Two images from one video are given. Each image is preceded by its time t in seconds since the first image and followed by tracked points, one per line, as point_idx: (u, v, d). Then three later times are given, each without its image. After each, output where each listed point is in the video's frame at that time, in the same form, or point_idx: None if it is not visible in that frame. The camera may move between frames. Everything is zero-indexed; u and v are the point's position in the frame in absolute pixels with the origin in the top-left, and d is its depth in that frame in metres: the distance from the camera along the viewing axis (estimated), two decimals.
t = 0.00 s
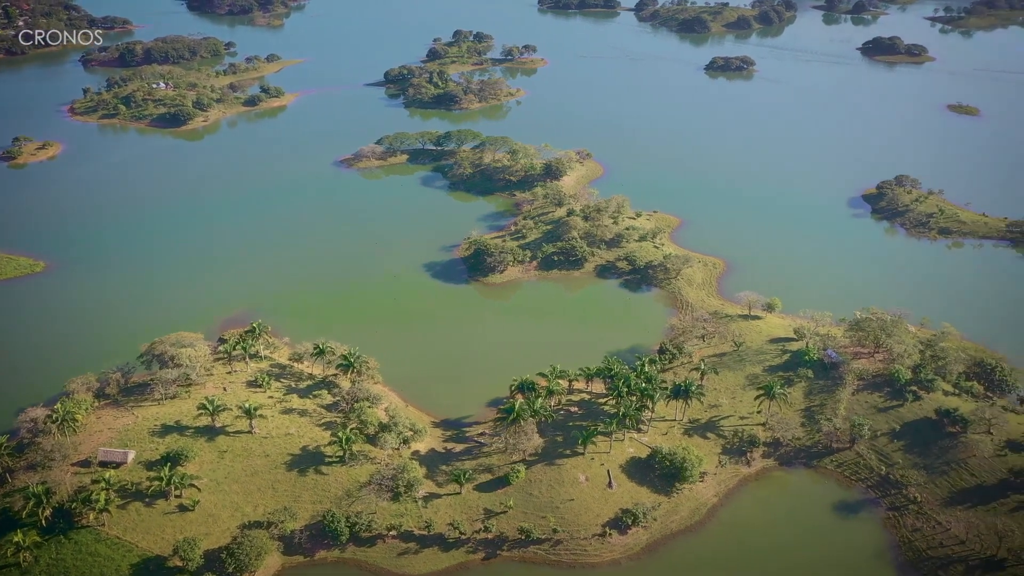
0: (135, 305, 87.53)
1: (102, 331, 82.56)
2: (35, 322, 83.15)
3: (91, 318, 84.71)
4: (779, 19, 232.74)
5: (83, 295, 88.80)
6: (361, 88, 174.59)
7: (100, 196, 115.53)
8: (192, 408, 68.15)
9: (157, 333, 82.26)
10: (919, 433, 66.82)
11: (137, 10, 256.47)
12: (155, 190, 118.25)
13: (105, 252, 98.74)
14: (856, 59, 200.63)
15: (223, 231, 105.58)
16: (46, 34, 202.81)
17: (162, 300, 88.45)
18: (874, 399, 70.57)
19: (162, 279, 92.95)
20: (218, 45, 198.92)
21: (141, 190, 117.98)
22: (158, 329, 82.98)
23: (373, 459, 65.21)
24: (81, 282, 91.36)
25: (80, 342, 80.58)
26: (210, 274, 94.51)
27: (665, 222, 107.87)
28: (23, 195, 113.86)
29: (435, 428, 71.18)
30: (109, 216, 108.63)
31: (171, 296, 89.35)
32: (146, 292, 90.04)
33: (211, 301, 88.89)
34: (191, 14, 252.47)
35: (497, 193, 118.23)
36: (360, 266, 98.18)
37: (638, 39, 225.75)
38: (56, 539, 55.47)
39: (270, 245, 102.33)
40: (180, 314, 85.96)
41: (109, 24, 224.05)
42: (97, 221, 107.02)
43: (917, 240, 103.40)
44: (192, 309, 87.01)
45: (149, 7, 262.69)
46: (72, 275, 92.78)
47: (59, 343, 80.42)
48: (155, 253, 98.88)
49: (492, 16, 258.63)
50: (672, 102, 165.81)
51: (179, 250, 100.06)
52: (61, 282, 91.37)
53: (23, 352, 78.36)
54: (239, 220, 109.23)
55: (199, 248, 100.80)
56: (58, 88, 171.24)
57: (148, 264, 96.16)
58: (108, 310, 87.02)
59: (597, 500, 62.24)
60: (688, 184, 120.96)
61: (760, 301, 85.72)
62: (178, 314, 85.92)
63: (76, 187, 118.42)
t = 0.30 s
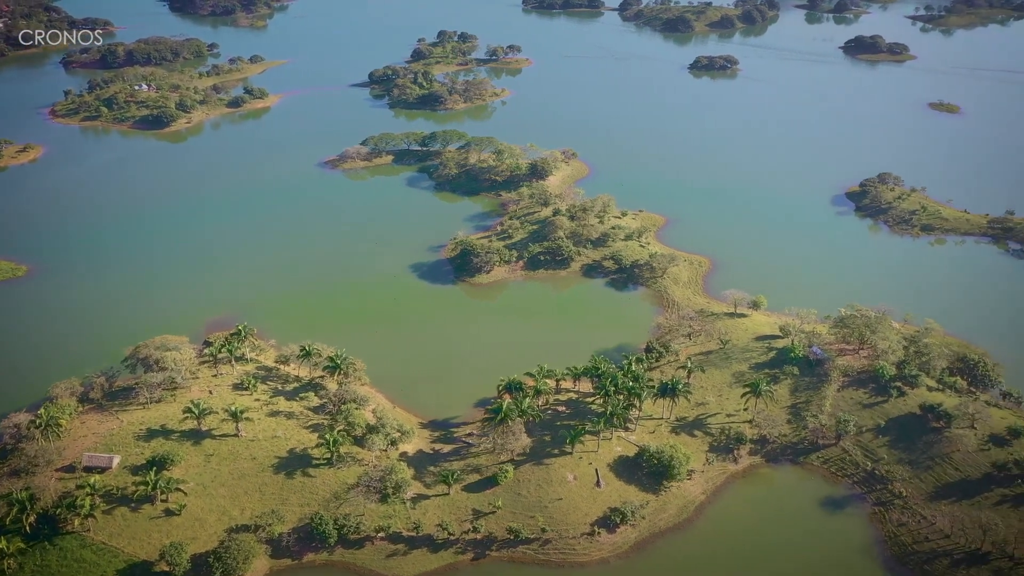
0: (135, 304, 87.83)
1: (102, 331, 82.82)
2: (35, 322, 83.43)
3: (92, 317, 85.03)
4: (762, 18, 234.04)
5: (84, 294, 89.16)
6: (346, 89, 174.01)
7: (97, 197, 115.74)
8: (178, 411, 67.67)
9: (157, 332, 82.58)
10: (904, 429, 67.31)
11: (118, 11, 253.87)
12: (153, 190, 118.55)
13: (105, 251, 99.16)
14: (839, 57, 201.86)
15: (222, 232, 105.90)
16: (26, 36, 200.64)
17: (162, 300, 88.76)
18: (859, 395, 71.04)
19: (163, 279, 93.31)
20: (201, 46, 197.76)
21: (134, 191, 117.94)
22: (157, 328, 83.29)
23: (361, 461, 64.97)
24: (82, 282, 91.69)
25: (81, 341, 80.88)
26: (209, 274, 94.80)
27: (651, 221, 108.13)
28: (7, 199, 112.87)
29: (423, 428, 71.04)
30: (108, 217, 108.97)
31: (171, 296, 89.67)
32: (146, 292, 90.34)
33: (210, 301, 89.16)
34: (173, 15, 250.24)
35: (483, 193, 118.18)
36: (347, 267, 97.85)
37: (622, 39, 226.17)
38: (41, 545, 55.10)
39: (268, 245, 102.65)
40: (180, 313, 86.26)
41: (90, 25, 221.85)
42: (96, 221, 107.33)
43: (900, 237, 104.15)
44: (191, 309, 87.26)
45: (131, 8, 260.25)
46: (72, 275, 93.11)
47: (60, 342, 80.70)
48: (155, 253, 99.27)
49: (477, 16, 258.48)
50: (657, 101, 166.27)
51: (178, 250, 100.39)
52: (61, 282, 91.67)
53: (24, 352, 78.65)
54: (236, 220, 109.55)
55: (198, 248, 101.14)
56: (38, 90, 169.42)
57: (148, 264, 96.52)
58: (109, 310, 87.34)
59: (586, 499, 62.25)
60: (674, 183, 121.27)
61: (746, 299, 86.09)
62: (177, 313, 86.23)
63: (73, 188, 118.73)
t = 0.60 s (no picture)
0: (135, 304, 87.91)
1: (103, 330, 82.88)
2: (34, 321, 83.39)
3: (92, 317, 85.07)
4: (745, 17, 235.33)
5: (84, 294, 89.21)
6: (330, 90, 173.37)
7: (94, 197, 115.80)
8: (164, 415, 67.16)
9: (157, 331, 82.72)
10: (888, 424, 67.81)
11: (98, 12, 251.43)
12: (151, 190, 118.74)
13: (106, 251, 99.32)
14: (821, 56, 203.10)
15: (222, 231, 105.99)
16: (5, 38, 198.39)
17: (162, 300, 88.85)
18: (844, 391, 71.53)
19: (164, 278, 93.50)
20: (183, 47, 196.58)
21: (129, 191, 117.87)
22: (158, 328, 83.43)
23: (349, 463, 64.75)
24: (82, 281, 91.75)
25: (81, 340, 80.94)
26: (209, 274, 94.95)
27: (636, 220, 108.41)
28: None
29: (411, 429, 70.85)
30: (107, 216, 109.15)
31: (171, 295, 89.77)
32: (146, 292, 90.45)
33: (210, 301, 89.27)
34: (155, 16, 248.34)
35: (468, 193, 118.05)
36: (334, 269, 97.55)
37: (606, 38, 226.58)
38: (25, 552, 54.54)
39: (267, 245, 102.82)
40: (180, 313, 86.36)
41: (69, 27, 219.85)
42: (95, 221, 107.48)
43: (883, 234, 104.97)
44: (191, 309, 87.33)
45: (111, 9, 257.64)
46: (72, 275, 93.13)
47: (59, 341, 80.69)
48: (155, 253, 99.44)
49: (461, 16, 258.15)
50: (641, 100, 166.69)
51: (178, 250, 100.52)
52: (60, 281, 91.60)
53: (24, 351, 78.65)
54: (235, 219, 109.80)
55: (198, 247, 101.30)
56: (17, 93, 167.48)
57: (147, 264, 96.56)
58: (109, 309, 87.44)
59: (574, 499, 62.31)
60: (660, 183, 121.63)
61: (732, 297, 86.47)
62: (177, 313, 86.30)
63: (71, 188, 118.81)
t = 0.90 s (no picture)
0: (135, 304, 88.14)
1: (103, 330, 83.05)
2: (34, 319, 83.37)
3: (91, 316, 85.22)
4: (728, 17, 236.51)
5: (84, 293, 89.38)
6: (313, 91, 172.61)
7: (93, 197, 115.96)
8: (148, 419, 66.62)
9: (157, 331, 82.98)
10: (873, 419, 68.32)
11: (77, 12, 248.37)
12: (150, 190, 119.09)
13: (107, 250, 99.59)
14: (803, 55, 204.27)
15: (221, 232, 106.29)
16: None
17: (162, 300, 89.17)
18: (829, 388, 72.00)
19: (165, 278, 93.88)
20: (165, 49, 194.98)
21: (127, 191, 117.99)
22: (159, 327, 83.73)
23: (336, 465, 64.51)
24: (82, 281, 91.88)
25: (82, 339, 81.06)
26: (209, 274, 95.31)
27: (621, 219, 108.65)
28: None
29: (398, 431, 70.69)
30: (106, 216, 109.27)
31: (171, 296, 90.06)
32: (146, 292, 90.79)
33: (211, 301, 89.59)
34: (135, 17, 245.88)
35: (453, 193, 117.90)
36: (322, 270, 97.24)
37: (589, 38, 226.92)
38: (8, 559, 53.82)
39: (264, 245, 103.13)
40: (181, 313, 86.74)
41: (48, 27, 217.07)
42: (94, 220, 107.62)
43: (865, 231, 105.71)
44: (191, 309, 87.55)
45: (91, 9, 254.72)
46: (72, 273, 93.16)
47: (60, 340, 80.75)
48: (155, 253, 99.83)
49: (445, 17, 257.82)
50: (624, 99, 167.02)
51: (178, 250, 100.92)
52: (59, 280, 91.56)
53: (24, 348, 78.68)
54: (234, 220, 110.17)
55: (198, 248, 101.68)
56: None
57: (147, 264, 96.82)
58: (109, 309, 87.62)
59: (562, 498, 62.34)
60: (645, 182, 121.93)
61: (717, 295, 86.83)
62: (177, 314, 86.60)
63: (68, 187, 118.80)
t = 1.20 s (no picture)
0: (136, 304, 88.26)
1: (104, 330, 83.16)
2: (35, 318, 83.42)
3: (92, 316, 85.34)
4: (711, 16, 237.72)
5: (85, 292, 89.44)
6: (297, 92, 171.86)
7: (92, 197, 116.02)
8: (133, 423, 66.12)
9: (159, 331, 83.23)
10: (858, 415, 68.77)
11: (56, 13, 245.35)
12: (149, 190, 119.19)
13: (107, 250, 99.66)
14: (786, 54, 205.42)
15: (219, 231, 106.40)
16: None
17: (163, 300, 89.39)
18: (814, 384, 72.46)
19: (165, 278, 94.06)
20: (147, 50, 193.14)
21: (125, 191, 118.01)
22: (160, 327, 83.95)
23: (323, 467, 64.22)
24: (82, 281, 91.92)
25: (84, 339, 81.25)
26: (209, 274, 95.46)
27: (607, 218, 108.87)
28: None
29: (385, 432, 70.52)
30: (105, 216, 109.33)
31: (172, 296, 90.24)
32: (147, 292, 90.98)
33: (211, 300, 89.82)
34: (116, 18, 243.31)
35: (439, 194, 117.75)
36: (312, 271, 97.06)
37: (574, 38, 227.18)
38: None
39: (260, 244, 103.22)
40: (182, 312, 87.05)
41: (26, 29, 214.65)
42: (93, 220, 107.60)
43: (849, 228, 106.44)
44: (193, 309, 87.69)
45: (70, 9, 251.55)
46: (72, 273, 93.15)
47: (60, 340, 80.82)
48: (155, 252, 99.95)
49: (430, 17, 257.35)
50: (609, 99, 167.24)
51: (178, 250, 101.03)
52: (59, 279, 91.56)
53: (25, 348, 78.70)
54: (232, 220, 110.27)
55: (198, 247, 101.82)
56: None
57: (147, 264, 96.90)
58: (110, 309, 87.75)
59: (550, 497, 62.36)
60: (630, 181, 122.21)
61: (702, 293, 87.19)
62: (178, 313, 86.84)
63: (67, 188, 118.82)
